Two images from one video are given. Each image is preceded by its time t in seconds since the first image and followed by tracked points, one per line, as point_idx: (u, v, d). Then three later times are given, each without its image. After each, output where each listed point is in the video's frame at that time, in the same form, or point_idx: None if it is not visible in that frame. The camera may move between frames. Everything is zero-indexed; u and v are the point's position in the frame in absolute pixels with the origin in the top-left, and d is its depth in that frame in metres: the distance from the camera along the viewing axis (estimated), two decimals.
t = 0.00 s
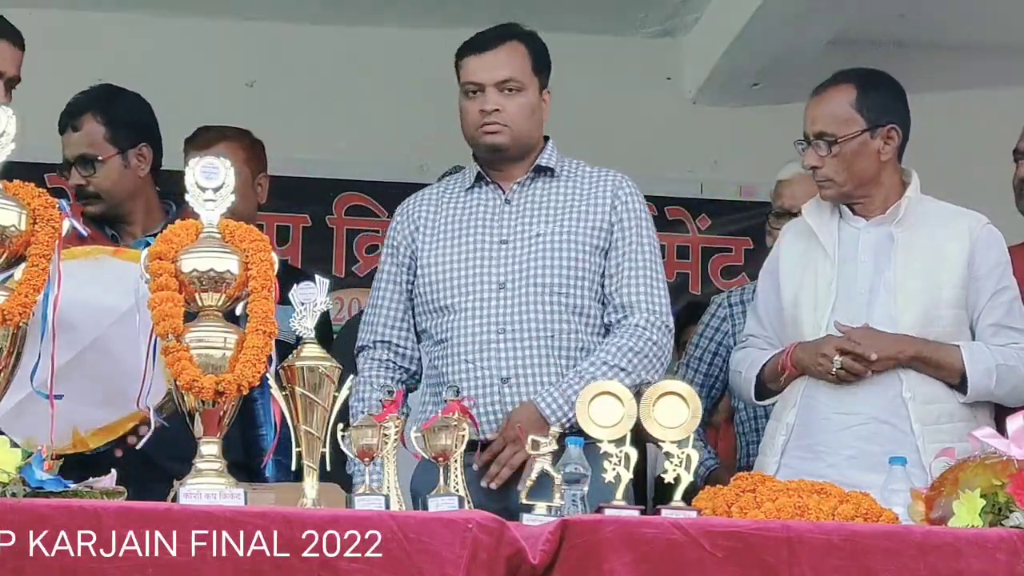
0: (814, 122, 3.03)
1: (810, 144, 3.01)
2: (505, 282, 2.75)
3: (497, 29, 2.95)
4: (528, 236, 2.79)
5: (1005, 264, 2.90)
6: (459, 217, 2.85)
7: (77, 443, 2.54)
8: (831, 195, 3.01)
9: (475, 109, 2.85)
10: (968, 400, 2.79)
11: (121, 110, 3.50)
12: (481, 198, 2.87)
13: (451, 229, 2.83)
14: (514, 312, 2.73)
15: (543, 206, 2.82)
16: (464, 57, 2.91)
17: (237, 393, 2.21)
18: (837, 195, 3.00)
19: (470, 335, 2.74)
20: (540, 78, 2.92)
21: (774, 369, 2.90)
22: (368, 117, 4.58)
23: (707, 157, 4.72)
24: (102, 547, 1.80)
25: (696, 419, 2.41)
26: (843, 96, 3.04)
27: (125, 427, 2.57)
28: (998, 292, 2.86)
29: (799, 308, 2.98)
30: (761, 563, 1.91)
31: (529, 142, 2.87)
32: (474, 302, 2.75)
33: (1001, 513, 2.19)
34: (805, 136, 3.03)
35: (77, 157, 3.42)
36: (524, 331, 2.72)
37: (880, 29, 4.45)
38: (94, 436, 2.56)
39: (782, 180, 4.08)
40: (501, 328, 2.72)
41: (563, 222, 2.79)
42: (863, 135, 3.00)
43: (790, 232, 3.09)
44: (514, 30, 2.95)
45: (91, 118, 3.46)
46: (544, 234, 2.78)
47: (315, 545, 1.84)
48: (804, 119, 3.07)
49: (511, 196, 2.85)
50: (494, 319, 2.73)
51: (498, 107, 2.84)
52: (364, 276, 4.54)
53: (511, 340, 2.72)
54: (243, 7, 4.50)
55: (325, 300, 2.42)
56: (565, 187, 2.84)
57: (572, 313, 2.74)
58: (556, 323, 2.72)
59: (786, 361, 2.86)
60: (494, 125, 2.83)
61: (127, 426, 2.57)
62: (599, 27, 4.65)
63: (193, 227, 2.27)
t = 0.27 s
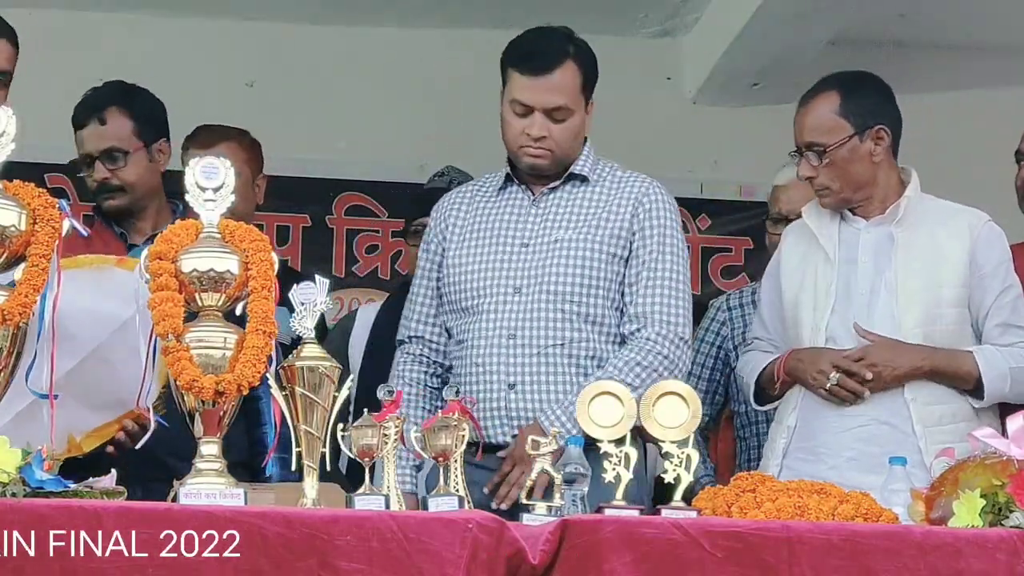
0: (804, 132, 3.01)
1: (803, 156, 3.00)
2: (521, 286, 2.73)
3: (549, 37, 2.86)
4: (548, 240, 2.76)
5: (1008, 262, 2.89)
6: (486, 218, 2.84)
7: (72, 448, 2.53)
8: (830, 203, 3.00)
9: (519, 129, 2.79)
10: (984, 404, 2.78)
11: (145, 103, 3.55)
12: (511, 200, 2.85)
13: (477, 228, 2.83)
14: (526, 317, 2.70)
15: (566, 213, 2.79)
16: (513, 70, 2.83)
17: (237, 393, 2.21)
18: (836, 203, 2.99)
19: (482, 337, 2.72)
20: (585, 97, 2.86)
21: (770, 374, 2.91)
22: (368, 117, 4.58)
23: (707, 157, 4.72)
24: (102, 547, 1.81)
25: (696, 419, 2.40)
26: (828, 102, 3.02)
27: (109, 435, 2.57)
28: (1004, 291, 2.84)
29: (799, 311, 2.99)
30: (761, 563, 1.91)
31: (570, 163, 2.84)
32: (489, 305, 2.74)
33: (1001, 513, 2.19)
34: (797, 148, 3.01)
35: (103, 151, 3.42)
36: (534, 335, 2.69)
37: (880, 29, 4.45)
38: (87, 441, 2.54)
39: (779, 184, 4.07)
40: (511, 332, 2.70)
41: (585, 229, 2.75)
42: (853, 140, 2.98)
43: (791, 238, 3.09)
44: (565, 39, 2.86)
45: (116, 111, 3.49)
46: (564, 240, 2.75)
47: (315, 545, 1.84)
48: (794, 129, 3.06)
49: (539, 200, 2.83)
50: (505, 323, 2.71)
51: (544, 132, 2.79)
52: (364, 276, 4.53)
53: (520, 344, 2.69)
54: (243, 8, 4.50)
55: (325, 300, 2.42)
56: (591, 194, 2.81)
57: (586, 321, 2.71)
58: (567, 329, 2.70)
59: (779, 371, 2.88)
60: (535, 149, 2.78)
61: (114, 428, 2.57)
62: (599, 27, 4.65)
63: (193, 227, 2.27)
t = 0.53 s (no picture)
0: (812, 139, 2.95)
1: (814, 165, 2.95)
2: (528, 291, 2.72)
3: (581, 44, 2.78)
4: (559, 247, 2.75)
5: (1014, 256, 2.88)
6: (500, 217, 2.82)
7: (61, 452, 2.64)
8: (843, 208, 2.97)
9: (545, 138, 2.74)
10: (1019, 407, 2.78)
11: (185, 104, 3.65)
12: (527, 201, 2.83)
13: (490, 227, 2.81)
14: (531, 323, 2.70)
15: (580, 220, 2.77)
16: (542, 77, 2.75)
17: (237, 393, 2.21)
18: (849, 208, 2.97)
19: (485, 339, 2.72)
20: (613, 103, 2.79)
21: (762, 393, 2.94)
22: (368, 117, 4.58)
23: (707, 157, 4.71)
24: (102, 547, 1.81)
25: (696, 419, 2.41)
26: (831, 105, 2.97)
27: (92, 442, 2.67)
28: (1014, 285, 2.83)
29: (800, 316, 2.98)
30: (761, 563, 1.91)
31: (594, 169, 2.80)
32: (495, 307, 2.73)
33: (1001, 513, 2.19)
34: (804, 156, 2.96)
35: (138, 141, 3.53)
36: (536, 343, 2.69)
37: (880, 29, 4.45)
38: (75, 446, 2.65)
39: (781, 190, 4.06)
40: (513, 338, 2.69)
41: (597, 240, 2.74)
42: (865, 145, 2.93)
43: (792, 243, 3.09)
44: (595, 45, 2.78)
45: (158, 105, 3.60)
46: (575, 248, 2.74)
47: (314, 545, 1.84)
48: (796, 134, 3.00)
49: (554, 204, 2.81)
50: (509, 328, 2.70)
51: (572, 143, 2.73)
52: (365, 276, 4.53)
53: (522, 350, 2.68)
54: (243, 8, 4.50)
55: (325, 300, 2.42)
56: (607, 204, 2.78)
57: (590, 332, 2.70)
58: (570, 340, 2.69)
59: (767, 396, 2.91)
60: (562, 160, 2.73)
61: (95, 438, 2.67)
62: (599, 27, 4.65)
63: (193, 227, 2.27)
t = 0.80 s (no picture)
0: (846, 144, 2.88)
1: (850, 169, 2.88)
2: (518, 296, 2.71)
3: (581, 53, 2.76)
4: (548, 252, 2.75)
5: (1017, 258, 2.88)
6: (484, 220, 2.81)
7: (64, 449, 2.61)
8: (868, 213, 2.93)
9: (546, 145, 2.71)
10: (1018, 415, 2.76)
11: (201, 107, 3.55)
12: (511, 204, 2.82)
13: (474, 229, 2.80)
14: (522, 328, 2.70)
15: (569, 225, 2.78)
16: (543, 83, 2.73)
17: (237, 393, 2.21)
18: (874, 213, 2.94)
19: (474, 343, 2.70)
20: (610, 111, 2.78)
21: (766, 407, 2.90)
22: (368, 117, 4.58)
23: (707, 157, 4.71)
24: (102, 547, 1.81)
25: (695, 419, 2.41)
26: (861, 110, 2.92)
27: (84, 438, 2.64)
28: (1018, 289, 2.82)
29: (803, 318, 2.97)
30: (761, 563, 1.91)
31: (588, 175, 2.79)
32: (484, 311, 2.72)
33: (1001, 513, 2.19)
34: (839, 160, 2.88)
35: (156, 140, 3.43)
36: (529, 348, 2.69)
37: (880, 29, 4.46)
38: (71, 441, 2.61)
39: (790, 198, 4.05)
40: (505, 343, 2.69)
41: (587, 246, 2.75)
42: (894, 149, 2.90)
43: (795, 245, 3.09)
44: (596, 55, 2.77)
45: (176, 105, 3.49)
46: (565, 253, 2.74)
47: (314, 545, 1.84)
48: (823, 134, 2.92)
49: (540, 208, 2.81)
50: (500, 333, 2.70)
51: (575, 151, 2.71)
52: (365, 276, 4.53)
53: (514, 356, 2.68)
54: (243, 8, 4.50)
55: (326, 300, 2.42)
56: (595, 209, 2.79)
57: (581, 338, 2.72)
58: (562, 345, 2.70)
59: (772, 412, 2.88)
60: (562, 168, 2.71)
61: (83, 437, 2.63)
62: (599, 27, 4.65)
63: (193, 227, 2.27)
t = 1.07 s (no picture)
0: (891, 136, 2.83)
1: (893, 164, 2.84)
2: (507, 309, 2.75)
3: (566, 74, 2.75)
4: (531, 264, 2.79)
5: None
6: (462, 229, 2.80)
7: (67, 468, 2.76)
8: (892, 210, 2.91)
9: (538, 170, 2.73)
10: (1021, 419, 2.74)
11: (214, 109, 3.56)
12: (487, 213, 2.82)
13: (451, 237, 2.79)
14: (513, 342, 2.73)
15: (547, 237, 2.82)
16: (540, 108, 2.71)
17: (237, 393, 2.21)
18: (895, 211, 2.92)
19: (465, 357, 2.71)
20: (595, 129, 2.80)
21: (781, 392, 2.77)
22: (368, 117, 4.58)
23: (707, 157, 4.71)
24: (102, 546, 1.81)
25: (695, 419, 2.42)
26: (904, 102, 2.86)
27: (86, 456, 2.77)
28: None
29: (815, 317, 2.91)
30: (761, 563, 1.91)
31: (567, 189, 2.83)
32: (473, 324, 2.73)
33: (1001, 513, 2.19)
34: (883, 153, 2.83)
35: (172, 142, 3.43)
36: (522, 361, 2.73)
37: (881, 29, 4.46)
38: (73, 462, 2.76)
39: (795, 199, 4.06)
40: (497, 356, 2.72)
41: (568, 258, 2.81)
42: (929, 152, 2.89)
43: (799, 240, 3.03)
44: (582, 75, 2.77)
45: (194, 109, 3.49)
46: (548, 266, 2.79)
47: (315, 545, 1.85)
48: (865, 124, 2.85)
49: (517, 218, 2.82)
50: (492, 347, 2.72)
51: (566, 175, 2.74)
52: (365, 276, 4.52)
53: (508, 369, 2.72)
54: (243, 8, 4.50)
55: (325, 300, 2.42)
56: (571, 221, 2.85)
57: (563, 349, 2.78)
58: (549, 357, 2.76)
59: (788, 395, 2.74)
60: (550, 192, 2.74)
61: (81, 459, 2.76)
62: (599, 27, 4.65)
63: (193, 227, 2.27)
